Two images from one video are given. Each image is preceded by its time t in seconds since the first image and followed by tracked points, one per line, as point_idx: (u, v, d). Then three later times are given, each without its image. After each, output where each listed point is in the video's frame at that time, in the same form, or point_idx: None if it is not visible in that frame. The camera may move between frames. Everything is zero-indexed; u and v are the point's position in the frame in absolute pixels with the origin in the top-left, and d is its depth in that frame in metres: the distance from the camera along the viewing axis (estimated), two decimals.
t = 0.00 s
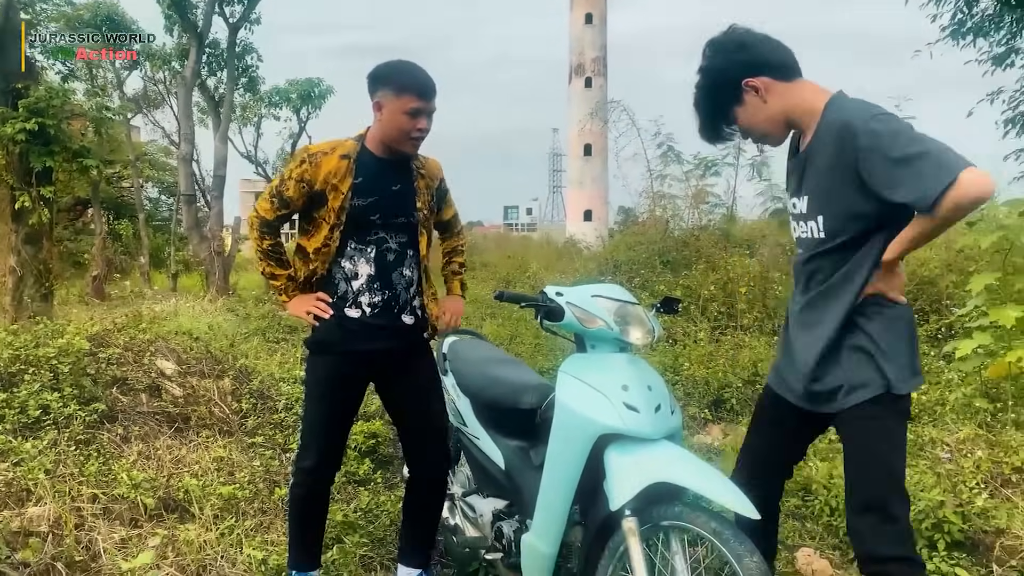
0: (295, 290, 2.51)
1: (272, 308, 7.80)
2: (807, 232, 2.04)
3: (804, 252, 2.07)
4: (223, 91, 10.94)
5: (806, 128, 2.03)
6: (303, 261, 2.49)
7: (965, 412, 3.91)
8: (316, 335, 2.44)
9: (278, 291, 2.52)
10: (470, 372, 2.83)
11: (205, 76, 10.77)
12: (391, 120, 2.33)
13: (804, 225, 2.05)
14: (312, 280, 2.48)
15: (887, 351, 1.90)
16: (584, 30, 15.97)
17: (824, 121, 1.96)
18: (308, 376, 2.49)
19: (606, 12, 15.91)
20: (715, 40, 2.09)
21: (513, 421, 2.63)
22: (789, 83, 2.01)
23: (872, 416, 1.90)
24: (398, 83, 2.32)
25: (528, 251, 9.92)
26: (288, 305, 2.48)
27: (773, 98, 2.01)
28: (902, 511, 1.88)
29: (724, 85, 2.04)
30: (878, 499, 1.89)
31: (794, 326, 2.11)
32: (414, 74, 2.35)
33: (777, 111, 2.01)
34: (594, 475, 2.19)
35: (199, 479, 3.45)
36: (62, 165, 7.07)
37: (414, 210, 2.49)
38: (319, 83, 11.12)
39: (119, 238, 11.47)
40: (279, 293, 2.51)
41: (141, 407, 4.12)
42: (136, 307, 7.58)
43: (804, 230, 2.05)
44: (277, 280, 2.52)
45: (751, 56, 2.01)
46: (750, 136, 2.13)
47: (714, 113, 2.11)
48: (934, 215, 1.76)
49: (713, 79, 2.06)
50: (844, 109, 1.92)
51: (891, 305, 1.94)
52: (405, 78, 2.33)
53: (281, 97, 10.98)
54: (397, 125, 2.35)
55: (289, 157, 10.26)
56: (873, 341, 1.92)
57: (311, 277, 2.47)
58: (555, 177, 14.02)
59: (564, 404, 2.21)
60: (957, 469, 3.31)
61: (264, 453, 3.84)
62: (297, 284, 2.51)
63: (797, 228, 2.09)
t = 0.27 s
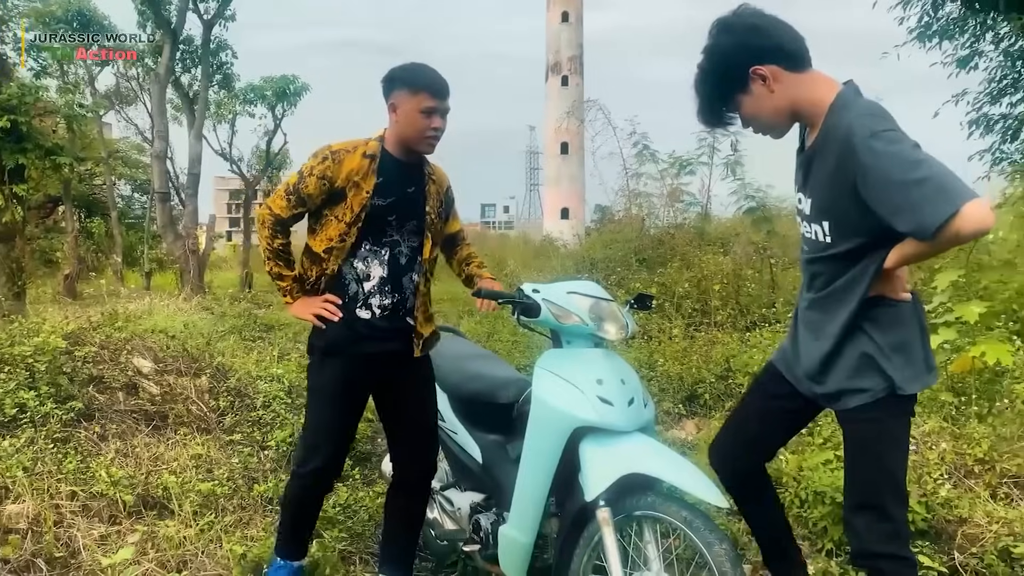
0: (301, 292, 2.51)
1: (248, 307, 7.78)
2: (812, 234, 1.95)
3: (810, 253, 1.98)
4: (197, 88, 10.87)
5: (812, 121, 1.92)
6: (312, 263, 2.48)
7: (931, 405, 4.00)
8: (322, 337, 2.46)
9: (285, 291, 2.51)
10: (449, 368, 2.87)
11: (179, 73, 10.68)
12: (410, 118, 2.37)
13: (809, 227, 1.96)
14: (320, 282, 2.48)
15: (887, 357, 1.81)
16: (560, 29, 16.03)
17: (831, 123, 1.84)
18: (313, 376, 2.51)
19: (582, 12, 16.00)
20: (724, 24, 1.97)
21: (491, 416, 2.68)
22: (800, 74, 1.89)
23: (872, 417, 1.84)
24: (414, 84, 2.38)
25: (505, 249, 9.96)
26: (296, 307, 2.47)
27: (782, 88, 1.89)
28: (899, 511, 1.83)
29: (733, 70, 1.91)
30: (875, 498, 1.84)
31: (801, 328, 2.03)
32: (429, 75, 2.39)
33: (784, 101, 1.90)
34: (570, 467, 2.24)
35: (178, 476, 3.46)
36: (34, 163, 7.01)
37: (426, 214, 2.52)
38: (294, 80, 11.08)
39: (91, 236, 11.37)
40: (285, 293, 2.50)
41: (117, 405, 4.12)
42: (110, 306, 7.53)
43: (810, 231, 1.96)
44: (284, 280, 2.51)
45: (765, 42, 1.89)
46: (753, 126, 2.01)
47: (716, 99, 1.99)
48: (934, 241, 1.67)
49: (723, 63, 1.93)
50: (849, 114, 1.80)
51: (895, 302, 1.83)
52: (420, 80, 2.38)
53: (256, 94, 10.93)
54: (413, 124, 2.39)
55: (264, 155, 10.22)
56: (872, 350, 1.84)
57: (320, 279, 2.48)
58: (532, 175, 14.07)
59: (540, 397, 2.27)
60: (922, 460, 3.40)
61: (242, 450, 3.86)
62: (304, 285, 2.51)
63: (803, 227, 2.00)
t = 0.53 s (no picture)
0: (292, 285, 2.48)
1: (222, 307, 7.74)
2: (785, 231, 1.98)
3: (784, 250, 2.01)
4: (170, 86, 10.78)
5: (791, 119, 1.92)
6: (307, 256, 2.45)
7: (897, 401, 4.08)
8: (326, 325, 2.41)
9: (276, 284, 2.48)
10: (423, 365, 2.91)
11: (152, 71, 10.59)
12: (408, 114, 2.35)
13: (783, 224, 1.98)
14: (314, 275, 2.45)
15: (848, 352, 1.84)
16: (536, 29, 16.09)
17: (810, 120, 1.85)
18: (320, 370, 2.42)
19: (559, 13, 16.09)
20: (712, 18, 1.96)
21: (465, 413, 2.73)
22: (782, 71, 1.90)
23: (843, 415, 1.83)
24: (412, 80, 2.36)
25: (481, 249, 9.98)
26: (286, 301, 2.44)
27: (765, 84, 1.90)
28: (861, 509, 1.84)
29: (717, 65, 1.91)
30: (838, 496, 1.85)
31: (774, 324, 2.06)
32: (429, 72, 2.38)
33: (766, 97, 1.90)
34: (541, 463, 2.28)
35: (152, 476, 3.46)
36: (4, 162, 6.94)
37: (422, 213, 2.52)
38: (269, 79, 11.02)
39: (63, 236, 11.25)
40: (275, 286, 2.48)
41: (91, 405, 4.10)
42: (81, 306, 7.47)
43: (783, 228, 1.99)
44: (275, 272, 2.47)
45: (751, 39, 1.90)
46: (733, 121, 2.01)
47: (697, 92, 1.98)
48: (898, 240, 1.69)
49: (708, 57, 1.93)
50: (826, 114, 1.82)
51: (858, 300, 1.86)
52: (418, 75, 2.37)
53: (230, 93, 10.87)
54: (410, 120, 2.38)
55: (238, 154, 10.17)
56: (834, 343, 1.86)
57: (313, 271, 2.44)
58: (508, 175, 14.11)
59: (513, 394, 2.31)
60: (888, 455, 3.47)
61: (217, 449, 3.86)
62: (297, 277, 2.48)
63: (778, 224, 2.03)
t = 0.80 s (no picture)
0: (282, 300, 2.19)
1: (200, 309, 7.70)
2: (756, 228, 2.00)
3: (755, 248, 2.03)
4: (148, 87, 10.70)
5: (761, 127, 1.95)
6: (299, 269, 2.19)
7: (871, 400, 4.14)
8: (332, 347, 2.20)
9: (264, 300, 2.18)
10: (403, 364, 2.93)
11: (129, 71, 10.50)
12: (392, 115, 2.20)
13: (754, 220, 2.00)
14: (309, 286, 2.19)
15: (817, 349, 1.85)
16: (516, 31, 16.12)
17: (778, 115, 1.89)
18: (314, 391, 2.22)
19: (539, 15, 16.13)
20: (686, 30, 1.99)
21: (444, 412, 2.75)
22: (751, 79, 1.93)
23: (805, 420, 1.87)
24: (395, 79, 2.20)
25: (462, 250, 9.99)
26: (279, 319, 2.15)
27: (734, 92, 1.93)
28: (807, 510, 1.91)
29: (685, 76, 1.95)
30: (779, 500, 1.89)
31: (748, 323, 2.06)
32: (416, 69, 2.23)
33: (737, 104, 1.93)
34: (519, 462, 2.30)
35: (130, 478, 3.45)
36: None
37: (408, 218, 2.40)
38: (247, 79, 10.96)
39: (38, 237, 11.14)
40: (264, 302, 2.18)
41: (67, 408, 4.08)
42: (57, 308, 7.40)
43: (754, 225, 2.01)
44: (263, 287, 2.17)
45: (719, 48, 1.93)
46: (705, 129, 2.03)
47: (670, 99, 2.01)
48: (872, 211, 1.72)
49: (679, 68, 1.97)
50: (794, 103, 1.87)
51: (833, 301, 1.87)
52: (401, 74, 2.22)
53: (208, 94, 10.80)
54: (396, 121, 2.21)
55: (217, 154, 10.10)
56: (805, 339, 1.87)
57: (309, 282, 2.19)
58: (489, 176, 14.12)
59: (491, 394, 2.33)
60: (861, 453, 3.52)
61: (195, 452, 3.84)
62: (287, 291, 2.19)
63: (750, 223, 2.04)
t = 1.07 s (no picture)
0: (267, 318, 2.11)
1: (183, 312, 7.66)
2: (737, 231, 2.01)
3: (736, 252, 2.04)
4: (130, 88, 10.62)
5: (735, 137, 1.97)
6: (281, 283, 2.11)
7: (852, 402, 4.19)
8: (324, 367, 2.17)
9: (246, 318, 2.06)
10: (385, 368, 2.93)
11: (111, 72, 10.42)
12: (382, 116, 2.17)
13: (734, 224, 2.02)
14: (294, 302, 2.13)
15: (797, 349, 1.86)
16: (502, 34, 16.14)
17: (750, 118, 1.91)
18: (303, 416, 2.18)
19: (524, 17, 16.13)
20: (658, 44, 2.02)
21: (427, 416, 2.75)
22: (723, 90, 1.95)
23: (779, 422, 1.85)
24: (389, 77, 2.16)
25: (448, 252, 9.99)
26: (270, 338, 2.08)
27: (706, 104, 1.95)
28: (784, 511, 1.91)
29: (658, 92, 1.98)
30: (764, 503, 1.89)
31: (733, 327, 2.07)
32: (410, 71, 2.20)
33: (711, 116, 1.96)
34: (502, 465, 2.30)
35: (112, 483, 3.43)
36: None
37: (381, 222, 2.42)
38: (231, 80, 10.91)
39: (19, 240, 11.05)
40: (247, 322, 2.06)
41: (48, 412, 4.05)
42: (38, 311, 7.35)
43: (735, 229, 2.02)
44: (246, 305, 2.05)
45: (688, 62, 1.95)
46: (680, 140, 2.06)
47: (645, 112, 2.04)
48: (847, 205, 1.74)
49: (651, 84, 1.99)
50: (764, 104, 1.89)
51: (815, 302, 1.88)
52: (394, 71, 2.17)
53: (191, 95, 10.74)
54: (384, 121, 2.18)
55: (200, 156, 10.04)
56: (784, 338, 1.89)
57: (294, 297, 2.13)
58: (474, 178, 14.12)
59: (475, 397, 2.34)
60: (842, 455, 3.55)
61: (177, 455, 3.83)
62: (271, 307, 2.11)
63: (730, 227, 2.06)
